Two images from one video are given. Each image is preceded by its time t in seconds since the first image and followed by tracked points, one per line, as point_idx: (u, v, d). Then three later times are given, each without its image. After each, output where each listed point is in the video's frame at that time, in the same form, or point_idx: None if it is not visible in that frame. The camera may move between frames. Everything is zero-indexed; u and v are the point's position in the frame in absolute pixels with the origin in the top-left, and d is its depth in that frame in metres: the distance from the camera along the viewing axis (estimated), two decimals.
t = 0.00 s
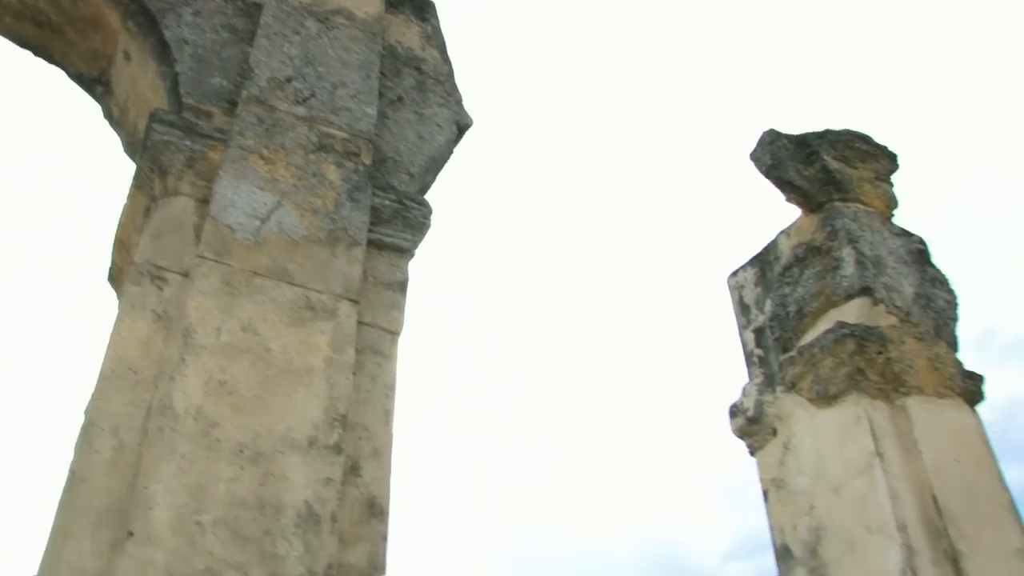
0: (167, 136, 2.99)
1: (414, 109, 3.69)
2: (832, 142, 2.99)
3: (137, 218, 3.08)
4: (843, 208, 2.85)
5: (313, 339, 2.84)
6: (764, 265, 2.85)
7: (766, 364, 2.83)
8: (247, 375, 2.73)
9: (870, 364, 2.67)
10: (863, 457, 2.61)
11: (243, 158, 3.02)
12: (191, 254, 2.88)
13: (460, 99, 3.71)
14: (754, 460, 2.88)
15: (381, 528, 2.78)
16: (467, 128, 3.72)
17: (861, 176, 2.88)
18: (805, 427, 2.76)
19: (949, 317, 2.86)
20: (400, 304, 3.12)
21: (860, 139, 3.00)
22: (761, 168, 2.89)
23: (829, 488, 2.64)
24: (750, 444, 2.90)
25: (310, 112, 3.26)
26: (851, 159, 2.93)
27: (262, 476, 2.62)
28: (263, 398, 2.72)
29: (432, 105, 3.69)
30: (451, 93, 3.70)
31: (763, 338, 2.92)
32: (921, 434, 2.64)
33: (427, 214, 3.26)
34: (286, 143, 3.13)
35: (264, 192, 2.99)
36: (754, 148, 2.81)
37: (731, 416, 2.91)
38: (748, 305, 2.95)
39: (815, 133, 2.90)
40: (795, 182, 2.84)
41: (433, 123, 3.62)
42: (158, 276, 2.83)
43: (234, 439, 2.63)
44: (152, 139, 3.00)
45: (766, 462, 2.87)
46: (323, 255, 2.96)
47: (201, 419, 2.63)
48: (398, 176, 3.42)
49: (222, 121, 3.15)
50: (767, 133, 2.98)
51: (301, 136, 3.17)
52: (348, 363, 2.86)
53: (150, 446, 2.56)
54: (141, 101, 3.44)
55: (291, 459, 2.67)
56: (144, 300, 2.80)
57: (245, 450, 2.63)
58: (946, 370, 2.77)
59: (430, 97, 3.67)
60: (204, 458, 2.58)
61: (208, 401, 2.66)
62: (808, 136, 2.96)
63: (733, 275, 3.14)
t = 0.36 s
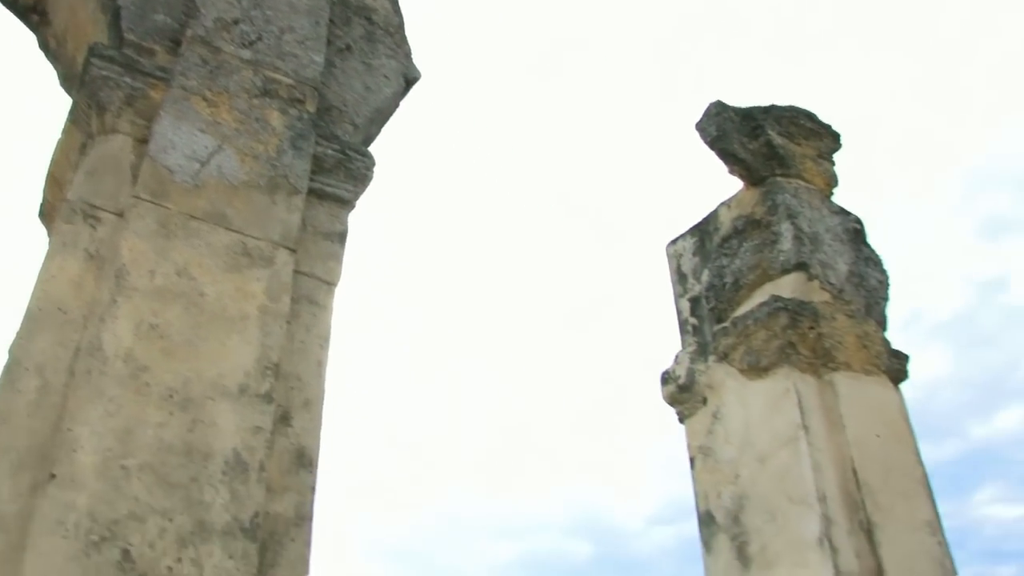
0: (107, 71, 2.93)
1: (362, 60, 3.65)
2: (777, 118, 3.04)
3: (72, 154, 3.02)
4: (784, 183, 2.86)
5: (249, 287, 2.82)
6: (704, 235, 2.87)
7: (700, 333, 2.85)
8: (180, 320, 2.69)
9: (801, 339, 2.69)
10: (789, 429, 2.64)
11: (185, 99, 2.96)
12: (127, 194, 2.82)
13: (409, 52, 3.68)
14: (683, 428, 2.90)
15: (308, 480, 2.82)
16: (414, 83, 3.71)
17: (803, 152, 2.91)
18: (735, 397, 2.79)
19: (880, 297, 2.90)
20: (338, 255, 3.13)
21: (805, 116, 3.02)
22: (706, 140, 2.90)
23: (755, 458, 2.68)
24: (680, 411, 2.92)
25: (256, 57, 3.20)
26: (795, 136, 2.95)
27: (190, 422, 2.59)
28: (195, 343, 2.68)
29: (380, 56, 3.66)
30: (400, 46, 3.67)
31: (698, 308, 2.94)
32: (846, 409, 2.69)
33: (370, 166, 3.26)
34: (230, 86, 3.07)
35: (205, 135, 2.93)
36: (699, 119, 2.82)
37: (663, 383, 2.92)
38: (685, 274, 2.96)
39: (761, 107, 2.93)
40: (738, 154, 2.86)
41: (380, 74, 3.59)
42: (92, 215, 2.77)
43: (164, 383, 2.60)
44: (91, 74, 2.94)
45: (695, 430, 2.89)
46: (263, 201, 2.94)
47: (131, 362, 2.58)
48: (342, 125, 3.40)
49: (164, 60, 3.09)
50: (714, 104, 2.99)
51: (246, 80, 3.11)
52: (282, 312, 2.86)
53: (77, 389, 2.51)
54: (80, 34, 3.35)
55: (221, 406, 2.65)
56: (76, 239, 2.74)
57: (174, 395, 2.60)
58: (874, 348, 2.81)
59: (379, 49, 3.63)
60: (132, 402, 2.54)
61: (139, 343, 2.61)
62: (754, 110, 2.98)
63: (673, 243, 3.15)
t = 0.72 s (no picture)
0: (58, 15, 2.88)
1: (323, 15, 3.61)
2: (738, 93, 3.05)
3: (20, 99, 2.96)
4: (741, 157, 2.87)
5: (201, 241, 2.79)
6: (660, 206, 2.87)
7: (652, 303, 2.86)
8: (129, 272, 2.64)
9: (752, 312, 2.69)
10: (737, 400, 2.65)
11: (140, 47, 2.90)
12: (78, 142, 2.77)
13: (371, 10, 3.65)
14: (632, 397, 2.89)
15: (255, 438, 2.83)
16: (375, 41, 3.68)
17: (762, 127, 2.92)
18: (684, 367, 2.78)
19: (831, 274, 2.92)
20: (292, 213, 3.12)
21: (766, 92, 3.03)
22: (666, 110, 2.91)
23: (702, 428, 2.69)
24: (629, 380, 2.91)
25: (215, 8, 3.14)
26: (755, 111, 2.96)
27: (138, 376, 2.55)
28: (144, 297, 2.65)
29: (342, 13, 3.62)
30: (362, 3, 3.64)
31: (651, 278, 2.95)
32: (794, 383, 2.70)
33: (327, 123, 3.25)
34: (187, 36, 3.01)
35: (160, 85, 2.88)
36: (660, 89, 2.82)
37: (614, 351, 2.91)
38: (640, 243, 2.97)
39: (723, 80, 2.95)
40: (698, 127, 2.87)
41: (341, 31, 3.56)
42: (41, 163, 2.71)
43: (111, 336, 2.55)
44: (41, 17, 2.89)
45: (643, 398, 2.89)
46: (218, 155, 2.91)
47: (78, 314, 2.53)
48: (301, 81, 3.37)
49: (119, 7, 3.03)
50: (676, 75, 2.99)
51: (204, 30, 3.06)
52: (234, 268, 2.84)
53: (21, 340, 2.45)
54: None
55: (169, 361, 2.62)
56: (23, 186, 2.67)
57: (122, 348, 2.56)
58: (823, 324, 2.82)
59: (341, 5, 3.59)
60: (78, 354, 2.49)
61: (87, 295, 2.56)
62: (716, 83, 2.98)
63: (629, 213, 3.15)
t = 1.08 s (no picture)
0: None
1: None
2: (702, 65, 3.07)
3: None
4: (703, 130, 2.89)
5: (156, 196, 2.75)
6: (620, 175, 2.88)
7: (609, 272, 2.86)
8: (82, 225, 2.60)
9: (708, 284, 2.70)
10: (690, 371, 2.64)
11: None
12: (30, 91, 2.71)
13: None
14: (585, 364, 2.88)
15: (208, 395, 2.81)
16: None
17: (724, 100, 2.94)
18: (639, 336, 2.77)
19: (787, 249, 2.94)
20: (250, 170, 3.09)
21: (729, 65, 3.04)
22: (630, 79, 2.91)
23: (654, 398, 2.68)
24: (583, 348, 2.89)
25: None
26: (718, 83, 2.97)
27: (89, 331, 2.51)
28: (97, 251, 2.60)
29: None
30: None
31: (609, 247, 2.95)
32: (746, 355, 2.70)
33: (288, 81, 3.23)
34: None
35: (117, 35, 2.83)
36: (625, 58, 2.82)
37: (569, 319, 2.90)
38: (599, 212, 2.98)
39: (687, 52, 2.96)
40: (661, 97, 2.87)
41: None
42: None
43: (62, 290, 2.51)
44: None
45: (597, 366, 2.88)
46: (175, 109, 2.87)
47: (28, 266, 2.48)
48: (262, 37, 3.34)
49: None
50: (641, 44, 2.99)
51: None
52: (190, 224, 2.81)
53: None
54: None
55: (121, 317, 2.59)
56: None
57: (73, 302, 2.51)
58: (778, 298, 2.83)
59: None
60: (28, 307, 2.44)
61: (38, 247, 2.51)
62: (680, 54, 2.99)
63: (590, 182, 3.16)
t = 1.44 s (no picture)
0: None
1: None
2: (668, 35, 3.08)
3: None
4: (666, 99, 2.90)
5: (112, 149, 2.71)
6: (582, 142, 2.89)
7: (569, 238, 2.87)
8: (34, 176, 2.55)
9: (667, 254, 2.69)
10: (645, 339, 2.64)
11: None
12: None
13: None
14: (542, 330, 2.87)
15: (161, 352, 2.78)
16: None
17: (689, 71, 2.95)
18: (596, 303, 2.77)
19: (746, 221, 2.97)
20: (209, 126, 3.06)
21: (695, 36, 3.05)
22: (595, 46, 2.91)
23: (610, 364, 2.67)
24: (540, 313, 2.89)
25: None
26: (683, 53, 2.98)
27: (40, 285, 2.47)
28: (50, 203, 2.55)
29: None
30: None
31: (569, 214, 2.96)
32: (702, 324, 2.69)
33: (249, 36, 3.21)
34: None
35: None
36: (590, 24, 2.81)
37: (527, 284, 2.89)
38: (560, 177, 2.99)
39: (653, 21, 2.96)
40: (625, 65, 2.88)
41: None
42: None
43: (12, 242, 2.46)
44: None
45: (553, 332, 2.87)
46: (133, 60, 2.83)
47: None
48: None
49: None
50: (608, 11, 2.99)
51: None
52: (146, 179, 2.76)
53: None
54: None
55: (74, 272, 2.54)
56: None
57: (23, 255, 2.47)
58: (735, 270, 2.84)
59: None
60: None
61: None
62: (646, 22, 2.99)
63: (552, 147, 3.16)
